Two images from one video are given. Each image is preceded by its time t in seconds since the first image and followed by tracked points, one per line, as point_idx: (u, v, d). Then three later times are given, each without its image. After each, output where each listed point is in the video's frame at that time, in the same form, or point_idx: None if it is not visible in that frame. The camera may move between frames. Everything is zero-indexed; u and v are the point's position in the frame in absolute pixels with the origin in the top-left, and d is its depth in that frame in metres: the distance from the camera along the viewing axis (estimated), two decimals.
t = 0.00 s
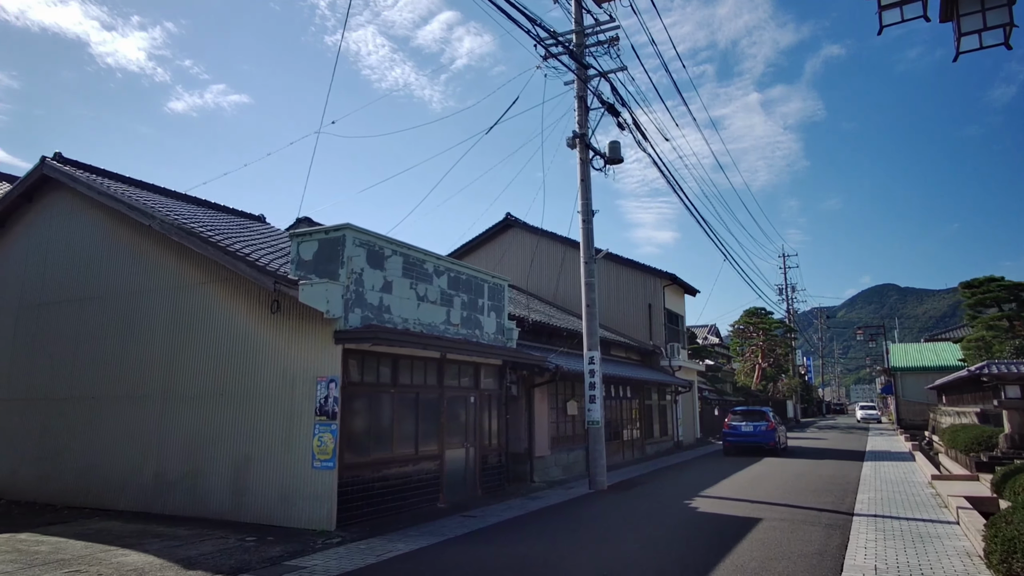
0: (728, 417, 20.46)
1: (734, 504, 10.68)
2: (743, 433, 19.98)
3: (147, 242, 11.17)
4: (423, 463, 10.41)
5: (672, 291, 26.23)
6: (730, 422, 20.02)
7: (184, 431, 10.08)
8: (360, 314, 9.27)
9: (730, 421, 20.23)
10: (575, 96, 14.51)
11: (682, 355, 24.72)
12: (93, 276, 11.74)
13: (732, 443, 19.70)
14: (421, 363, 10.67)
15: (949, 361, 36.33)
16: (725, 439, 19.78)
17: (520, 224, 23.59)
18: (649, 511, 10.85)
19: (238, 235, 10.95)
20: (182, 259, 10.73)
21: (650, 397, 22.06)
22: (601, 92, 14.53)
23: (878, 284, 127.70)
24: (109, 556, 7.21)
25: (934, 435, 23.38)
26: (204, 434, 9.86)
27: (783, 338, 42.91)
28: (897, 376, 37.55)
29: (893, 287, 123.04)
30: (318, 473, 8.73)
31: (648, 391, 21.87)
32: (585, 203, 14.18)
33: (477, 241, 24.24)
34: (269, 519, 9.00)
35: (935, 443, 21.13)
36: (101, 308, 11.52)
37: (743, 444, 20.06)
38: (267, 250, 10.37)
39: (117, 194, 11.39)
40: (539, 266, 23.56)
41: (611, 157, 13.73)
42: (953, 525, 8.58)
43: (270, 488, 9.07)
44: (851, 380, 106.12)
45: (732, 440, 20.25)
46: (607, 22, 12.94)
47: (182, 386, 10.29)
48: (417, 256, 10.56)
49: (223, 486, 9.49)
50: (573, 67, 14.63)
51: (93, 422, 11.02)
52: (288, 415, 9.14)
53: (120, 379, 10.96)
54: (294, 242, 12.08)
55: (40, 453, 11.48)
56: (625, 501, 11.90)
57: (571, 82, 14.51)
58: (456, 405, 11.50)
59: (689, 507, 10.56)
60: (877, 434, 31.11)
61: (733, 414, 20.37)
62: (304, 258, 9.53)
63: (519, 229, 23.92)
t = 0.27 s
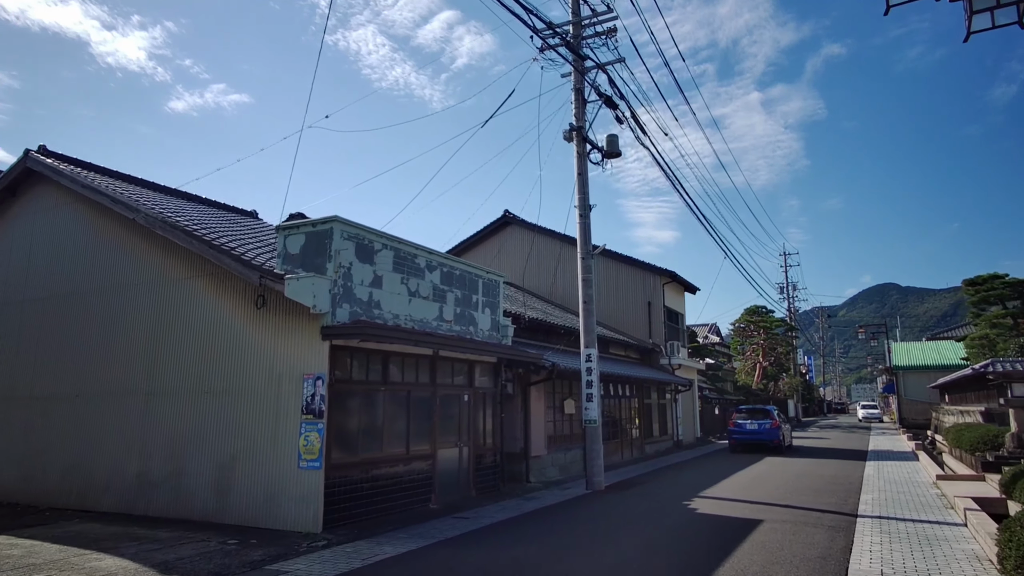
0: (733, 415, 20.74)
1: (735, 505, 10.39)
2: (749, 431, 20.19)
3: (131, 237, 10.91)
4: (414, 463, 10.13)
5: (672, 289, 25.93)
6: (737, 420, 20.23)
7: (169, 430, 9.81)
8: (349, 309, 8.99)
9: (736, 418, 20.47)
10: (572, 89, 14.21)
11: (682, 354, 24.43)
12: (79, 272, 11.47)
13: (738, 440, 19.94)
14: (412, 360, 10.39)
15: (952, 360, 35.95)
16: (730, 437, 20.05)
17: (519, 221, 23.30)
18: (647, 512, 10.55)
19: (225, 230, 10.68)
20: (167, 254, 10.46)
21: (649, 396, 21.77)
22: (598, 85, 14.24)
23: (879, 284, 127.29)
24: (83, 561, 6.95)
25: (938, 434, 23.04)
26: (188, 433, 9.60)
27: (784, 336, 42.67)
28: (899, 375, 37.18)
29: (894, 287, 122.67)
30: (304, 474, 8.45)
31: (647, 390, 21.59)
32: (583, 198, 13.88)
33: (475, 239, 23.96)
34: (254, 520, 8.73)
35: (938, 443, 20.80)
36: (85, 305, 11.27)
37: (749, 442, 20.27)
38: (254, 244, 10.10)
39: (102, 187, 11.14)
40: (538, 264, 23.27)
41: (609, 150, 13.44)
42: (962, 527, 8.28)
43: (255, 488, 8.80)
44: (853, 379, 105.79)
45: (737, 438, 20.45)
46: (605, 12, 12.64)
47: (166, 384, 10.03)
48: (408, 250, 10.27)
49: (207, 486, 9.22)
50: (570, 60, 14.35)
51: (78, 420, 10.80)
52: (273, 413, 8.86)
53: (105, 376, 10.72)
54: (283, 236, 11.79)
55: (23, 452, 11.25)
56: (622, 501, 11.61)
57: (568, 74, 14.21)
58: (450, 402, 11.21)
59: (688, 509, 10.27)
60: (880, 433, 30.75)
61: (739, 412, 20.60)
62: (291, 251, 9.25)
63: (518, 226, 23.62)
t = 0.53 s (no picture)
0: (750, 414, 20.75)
1: (747, 508, 10.05)
2: (767, 429, 20.19)
3: (129, 234, 10.71)
4: (416, 464, 9.87)
5: (682, 286, 25.51)
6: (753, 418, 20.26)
7: (165, 431, 9.60)
8: (347, 307, 8.72)
9: (753, 417, 20.47)
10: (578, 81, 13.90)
11: (692, 352, 24.03)
12: (77, 270, 11.29)
13: (755, 439, 19.94)
14: (414, 358, 10.13)
15: (969, 359, 35.26)
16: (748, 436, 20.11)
17: (527, 218, 22.99)
18: (657, 514, 10.23)
19: (223, 226, 10.46)
20: (164, 251, 10.25)
21: (659, 395, 21.42)
22: (605, 77, 13.91)
23: (893, 281, 125.87)
24: (71, 566, 6.75)
25: (956, 434, 22.51)
26: (185, 434, 9.38)
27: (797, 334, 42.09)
28: (915, 374, 36.53)
29: (909, 284, 121.24)
30: (301, 476, 8.20)
31: (657, 389, 21.24)
32: (590, 192, 13.56)
33: (483, 236, 23.68)
34: (250, 524, 8.50)
35: (957, 443, 20.30)
36: (82, 303, 11.09)
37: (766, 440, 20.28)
38: (251, 241, 9.86)
39: (99, 183, 10.95)
40: (546, 261, 22.96)
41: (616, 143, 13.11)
42: (986, 533, 7.90)
43: (251, 491, 8.57)
44: (867, 378, 104.65)
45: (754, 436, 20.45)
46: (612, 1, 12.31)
47: (163, 384, 9.82)
48: (409, 245, 10.00)
49: (204, 489, 9.00)
50: (577, 51, 14.02)
51: (76, 420, 10.62)
52: (270, 413, 8.61)
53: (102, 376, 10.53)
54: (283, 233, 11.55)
55: (22, 453, 11.10)
56: (631, 504, 11.30)
57: (574, 66, 13.89)
58: (453, 402, 10.94)
59: (697, 512, 9.93)
60: (895, 433, 30.18)
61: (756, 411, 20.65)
62: (287, 247, 9.00)
63: (526, 223, 23.30)
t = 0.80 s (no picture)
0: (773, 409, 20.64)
1: (766, 506, 9.70)
2: (790, 425, 20.05)
3: (133, 227, 10.57)
4: (423, 461, 9.63)
5: (698, 280, 25.06)
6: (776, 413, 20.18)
7: (169, 427, 9.44)
8: (351, 299, 8.48)
9: (776, 412, 20.33)
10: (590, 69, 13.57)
11: (709, 347, 23.59)
12: (82, 264, 11.17)
13: (778, 434, 19.81)
14: (421, 352, 9.88)
15: (994, 354, 34.43)
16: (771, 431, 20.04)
17: (540, 212, 22.68)
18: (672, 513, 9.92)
19: (227, 218, 10.27)
20: (167, 244, 10.09)
21: (675, 391, 21.04)
22: (618, 64, 13.56)
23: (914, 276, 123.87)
24: (67, 564, 6.58)
25: (982, 431, 21.91)
26: (188, 429, 9.21)
27: (815, 329, 41.38)
28: (938, 370, 35.75)
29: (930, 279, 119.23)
30: (304, 472, 7.98)
31: (673, 385, 20.87)
32: (602, 183, 13.23)
33: (496, 231, 23.41)
34: (253, 522, 8.30)
35: (983, 441, 19.74)
36: (88, 298, 10.98)
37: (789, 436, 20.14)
38: (255, 233, 9.66)
39: (103, 176, 10.82)
40: (559, 256, 22.63)
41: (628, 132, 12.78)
42: (1020, 535, 7.51)
43: (254, 488, 8.37)
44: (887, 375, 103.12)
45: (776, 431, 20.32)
46: None
47: (166, 379, 9.67)
48: (416, 236, 9.75)
49: (207, 486, 8.82)
50: (588, 38, 13.69)
51: (82, 416, 10.51)
52: (273, 408, 8.40)
53: (107, 371, 10.41)
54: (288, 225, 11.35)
55: (29, 448, 11.02)
56: (645, 502, 10.99)
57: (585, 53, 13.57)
58: (462, 397, 10.69)
59: (714, 511, 9.58)
60: (918, 430, 29.50)
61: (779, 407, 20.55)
62: (290, 238, 8.78)
63: (539, 217, 22.98)
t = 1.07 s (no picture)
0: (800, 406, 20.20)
1: (791, 508, 9.30)
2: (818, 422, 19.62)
3: (141, 223, 10.43)
4: (434, 460, 9.37)
5: (718, 275, 24.54)
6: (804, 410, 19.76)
7: (177, 425, 9.28)
8: (358, 294, 8.23)
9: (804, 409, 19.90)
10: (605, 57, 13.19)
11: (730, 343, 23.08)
12: (92, 260, 11.08)
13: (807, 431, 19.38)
14: (432, 349, 9.62)
15: None
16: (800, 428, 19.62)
17: (556, 207, 22.35)
18: (692, 515, 9.57)
19: (234, 213, 10.08)
20: (175, 239, 9.93)
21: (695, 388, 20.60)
22: (634, 52, 13.17)
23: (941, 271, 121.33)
24: (66, 567, 6.41)
25: (1016, 430, 21.13)
26: (195, 428, 9.04)
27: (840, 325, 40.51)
28: (968, 366, 34.73)
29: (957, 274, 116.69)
30: (310, 473, 7.76)
31: (693, 382, 20.43)
32: (619, 175, 12.86)
33: (512, 226, 23.13)
34: (260, 523, 8.11)
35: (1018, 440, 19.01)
36: (97, 295, 10.88)
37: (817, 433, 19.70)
38: (262, 228, 9.46)
39: (112, 172, 10.70)
40: (576, 251, 22.27)
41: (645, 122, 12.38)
42: None
43: (260, 488, 8.17)
44: (913, 371, 101.13)
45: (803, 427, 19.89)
46: None
47: (174, 377, 9.51)
48: (426, 230, 9.48)
49: (214, 486, 8.64)
50: (604, 25, 13.31)
51: (91, 414, 10.42)
52: (279, 407, 8.20)
53: (116, 368, 10.30)
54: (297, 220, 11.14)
55: (41, 446, 10.97)
56: (664, 503, 10.64)
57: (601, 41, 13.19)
58: (475, 394, 10.42)
59: (736, 513, 9.20)
60: (948, 428, 28.65)
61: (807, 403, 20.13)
62: (296, 232, 8.56)
63: (555, 212, 22.65)
